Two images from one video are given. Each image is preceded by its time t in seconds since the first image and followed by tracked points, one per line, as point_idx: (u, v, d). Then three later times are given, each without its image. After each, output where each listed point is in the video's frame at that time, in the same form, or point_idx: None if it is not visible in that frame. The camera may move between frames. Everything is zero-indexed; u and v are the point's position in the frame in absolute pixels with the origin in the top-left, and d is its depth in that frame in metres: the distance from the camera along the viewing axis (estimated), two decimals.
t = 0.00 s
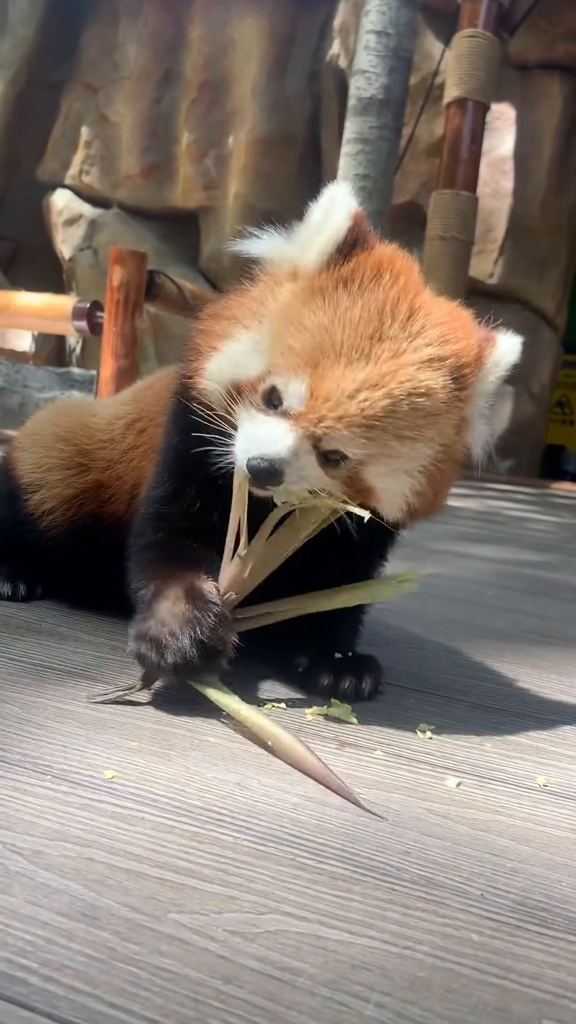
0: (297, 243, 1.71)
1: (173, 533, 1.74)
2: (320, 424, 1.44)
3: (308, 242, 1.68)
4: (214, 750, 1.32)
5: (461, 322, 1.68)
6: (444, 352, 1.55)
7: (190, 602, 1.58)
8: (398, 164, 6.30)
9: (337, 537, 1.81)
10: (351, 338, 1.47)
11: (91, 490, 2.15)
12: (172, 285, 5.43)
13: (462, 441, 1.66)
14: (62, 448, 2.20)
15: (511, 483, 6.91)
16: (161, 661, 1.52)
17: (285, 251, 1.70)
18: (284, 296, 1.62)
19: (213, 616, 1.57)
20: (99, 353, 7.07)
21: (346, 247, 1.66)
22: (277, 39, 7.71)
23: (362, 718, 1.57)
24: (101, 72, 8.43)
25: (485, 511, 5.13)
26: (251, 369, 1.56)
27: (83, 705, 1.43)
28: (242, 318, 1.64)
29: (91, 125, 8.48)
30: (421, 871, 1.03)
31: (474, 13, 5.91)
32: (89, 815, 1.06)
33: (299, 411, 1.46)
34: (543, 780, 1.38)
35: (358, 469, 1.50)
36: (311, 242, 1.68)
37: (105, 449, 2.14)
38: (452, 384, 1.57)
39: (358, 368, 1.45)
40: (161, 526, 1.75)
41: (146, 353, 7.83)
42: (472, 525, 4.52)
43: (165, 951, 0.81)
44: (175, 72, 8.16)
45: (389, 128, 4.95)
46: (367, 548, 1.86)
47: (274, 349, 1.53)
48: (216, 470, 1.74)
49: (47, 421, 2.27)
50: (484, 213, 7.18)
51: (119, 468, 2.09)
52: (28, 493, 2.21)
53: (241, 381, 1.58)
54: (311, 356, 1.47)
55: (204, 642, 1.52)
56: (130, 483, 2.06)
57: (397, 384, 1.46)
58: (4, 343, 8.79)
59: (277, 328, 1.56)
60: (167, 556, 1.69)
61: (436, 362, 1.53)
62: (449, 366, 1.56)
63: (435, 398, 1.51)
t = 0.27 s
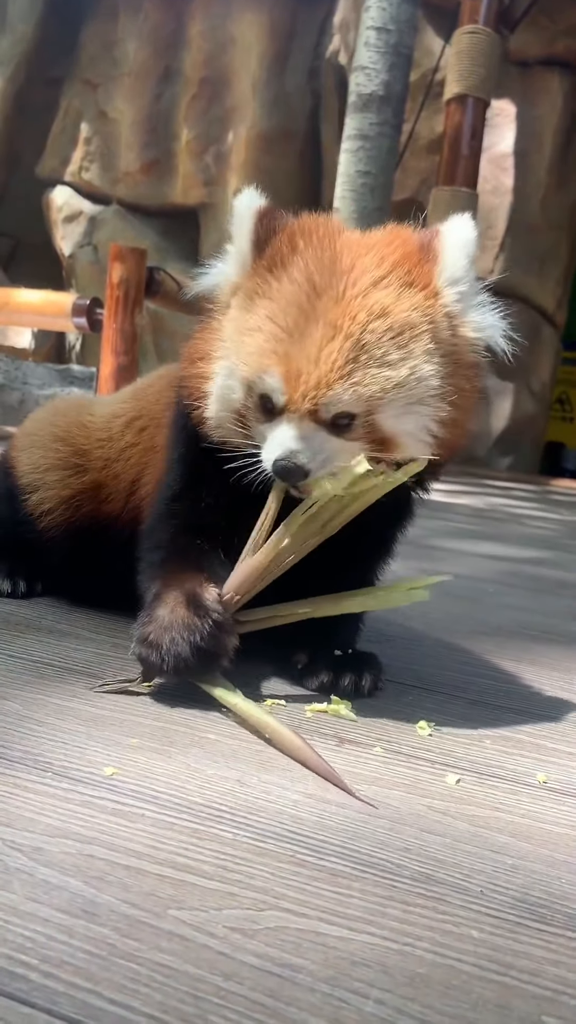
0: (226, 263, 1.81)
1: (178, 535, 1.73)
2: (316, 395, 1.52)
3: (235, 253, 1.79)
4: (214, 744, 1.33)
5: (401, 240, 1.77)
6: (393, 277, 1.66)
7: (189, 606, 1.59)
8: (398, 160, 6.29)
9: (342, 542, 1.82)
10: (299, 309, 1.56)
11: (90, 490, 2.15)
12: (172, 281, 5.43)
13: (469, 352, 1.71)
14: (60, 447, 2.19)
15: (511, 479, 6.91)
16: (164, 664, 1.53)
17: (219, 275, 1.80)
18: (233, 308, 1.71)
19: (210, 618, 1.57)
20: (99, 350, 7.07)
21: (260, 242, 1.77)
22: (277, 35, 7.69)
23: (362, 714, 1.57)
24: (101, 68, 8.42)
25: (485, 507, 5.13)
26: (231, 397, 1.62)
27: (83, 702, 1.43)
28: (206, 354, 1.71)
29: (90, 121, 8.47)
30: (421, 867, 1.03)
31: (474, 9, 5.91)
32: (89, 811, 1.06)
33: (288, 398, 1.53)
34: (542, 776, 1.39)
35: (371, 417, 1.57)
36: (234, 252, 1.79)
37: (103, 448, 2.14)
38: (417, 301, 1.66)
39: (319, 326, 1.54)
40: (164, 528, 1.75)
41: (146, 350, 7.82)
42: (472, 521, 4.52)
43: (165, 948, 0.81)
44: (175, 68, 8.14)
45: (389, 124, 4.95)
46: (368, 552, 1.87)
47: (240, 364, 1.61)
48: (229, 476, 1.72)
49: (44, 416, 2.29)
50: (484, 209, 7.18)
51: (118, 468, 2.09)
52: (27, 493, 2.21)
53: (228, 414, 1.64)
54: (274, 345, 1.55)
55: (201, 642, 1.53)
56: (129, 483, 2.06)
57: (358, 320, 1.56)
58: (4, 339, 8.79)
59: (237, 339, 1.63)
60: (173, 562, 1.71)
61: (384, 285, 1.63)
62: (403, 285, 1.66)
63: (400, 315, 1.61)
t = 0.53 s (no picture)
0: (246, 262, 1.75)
1: (182, 521, 1.69)
2: (395, 393, 1.53)
3: (258, 252, 1.72)
4: (214, 743, 1.33)
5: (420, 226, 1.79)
6: (434, 266, 1.68)
7: (185, 594, 1.57)
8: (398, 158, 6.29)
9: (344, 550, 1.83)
10: (359, 307, 1.54)
11: (91, 487, 2.15)
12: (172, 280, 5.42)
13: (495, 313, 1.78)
14: (63, 442, 2.20)
15: (511, 478, 6.91)
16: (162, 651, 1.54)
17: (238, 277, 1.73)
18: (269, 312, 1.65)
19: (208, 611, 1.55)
20: (98, 348, 7.06)
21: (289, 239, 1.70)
22: (277, 33, 7.69)
23: (362, 713, 1.57)
24: (99, 67, 8.42)
25: (484, 506, 5.13)
26: (288, 405, 1.59)
27: (83, 701, 1.43)
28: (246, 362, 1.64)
29: (89, 120, 8.46)
30: (420, 864, 1.03)
31: (473, 7, 5.91)
32: (89, 810, 1.06)
33: (366, 401, 1.52)
34: (541, 775, 1.39)
35: (437, 403, 1.62)
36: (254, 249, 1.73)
37: (106, 445, 2.14)
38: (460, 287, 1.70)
39: (385, 323, 1.54)
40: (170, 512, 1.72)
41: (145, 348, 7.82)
42: (472, 519, 4.53)
43: (165, 946, 0.81)
44: (174, 67, 8.14)
45: (389, 122, 4.94)
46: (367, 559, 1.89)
47: (298, 371, 1.57)
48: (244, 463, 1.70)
49: (46, 414, 2.30)
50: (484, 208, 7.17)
51: (120, 466, 2.09)
52: (28, 488, 2.21)
53: (282, 420, 1.61)
54: (339, 348, 1.53)
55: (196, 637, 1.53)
56: (132, 483, 2.06)
57: (420, 311, 1.57)
58: (3, 338, 8.79)
59: (288, 351, 1.58)
60: (170, 542, 1.67)
61: (430, 275, 1.64)
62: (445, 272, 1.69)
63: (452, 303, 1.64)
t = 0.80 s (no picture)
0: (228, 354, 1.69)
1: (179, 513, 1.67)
2: (404, 453, 1.49)
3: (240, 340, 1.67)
4: (213, 743, 1.33)
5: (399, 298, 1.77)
6: (420, 335, 1.66)
7: (182, 590, 1.57)
8: (396, 157, 6.29)
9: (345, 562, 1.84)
10: (353, 380, 1.51)
11: (90, 485, 2.13)
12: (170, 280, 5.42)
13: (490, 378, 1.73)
14: (65, 439, 2.19)
15: (510, 477, 6.90)
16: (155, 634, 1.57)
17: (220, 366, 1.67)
18: (259, 400, 1.59)
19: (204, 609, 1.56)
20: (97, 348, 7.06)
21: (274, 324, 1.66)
22: (275, 31, 7.68)
23: (362, 713, 1.57)
24: (97, 66, 8.42)
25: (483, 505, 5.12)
26: (293, 485, 1.53)
27: (82, 700, 1.43)
28: (239, 451, 1.57)
29: (87, 119, 8.46)
30: (420, 863, 1.03)
31: (471, 5, 5.90)
32: (88, 809, 1.06)
33: (376, 465, 1.47)
34: (541, 773, 1.39)
35: (446, 464, 1.57)
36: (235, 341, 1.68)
37: (106, 443, 2.13)
38: (449, 354, 1.67)
39: (382, 392, 1.51)
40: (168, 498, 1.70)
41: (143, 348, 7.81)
42: (472, 518, 4.52)
43: (164, 945, 0.81)
44: (172, 66, 8.14)
45: (387, 120, 4.94)
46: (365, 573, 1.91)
47: (299, 450, 1.50)
48: (239, 515, 1.63)
49: (51, 409, 2.30)
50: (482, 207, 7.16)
51: (119, 465, 2.08)
52: (29, 483, 2.20)
53: (288, 503, 1.55)
54: (339, 419, 1.49)
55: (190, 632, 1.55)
56: (129, 482, 2.04)
57: (413, 376, 1.55)
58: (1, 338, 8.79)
59: (286, 432, 1.53)
60: (167, 532, 1.67)
61: (416, 344, 1.63)
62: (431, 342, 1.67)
63: (442, 368, 1.62)
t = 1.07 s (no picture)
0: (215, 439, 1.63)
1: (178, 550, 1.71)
2: (403, 551, 1.47)
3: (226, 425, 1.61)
4: (211, 742, 1.33)
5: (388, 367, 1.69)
6: (413, 419, 1.59)
7: (187, 625, 1.61)
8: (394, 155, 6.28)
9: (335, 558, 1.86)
10: (346, 488, 1.47)
11: (86, 483, 2.14)
12: (168, 279, 5.41)
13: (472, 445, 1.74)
14: (61, 436, 2.19)
15: (510, 475, 6.89)
16: (151, 660, 1.59)
17: (206, 454, 1.62)
18: (255, 499, 1.58)
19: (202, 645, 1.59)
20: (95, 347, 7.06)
21: (264, 411, 1.58)
22: (272, 29, 7.68)
23: (360, 711, 1.57)
24: (94, 65, 8.41)
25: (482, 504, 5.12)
26: (290, 576, 1.56)
27: (81, 701, 1.43)
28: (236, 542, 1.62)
29: (85, 119, 8.46)
30: (419, 862, 1.03)
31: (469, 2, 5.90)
32: (87, 809, 1.06)
33: (374, 567, 1.47)
34: (540, 771, 1.39)
35: (438, 544, 1.57)
36: (221, 427, 1.62)
37: (102, 441, 2.13)
38: (438, 436, 1.62)
39: (377, 499, 1.47)
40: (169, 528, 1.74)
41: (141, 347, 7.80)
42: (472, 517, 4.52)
43: (163, 945, 0.81)
44: (169, 64, 8.13)
45: (385, 118, 4.93)
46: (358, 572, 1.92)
47: (296, 550, 1.52)
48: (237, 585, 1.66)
49: (47, 407, 2.29)
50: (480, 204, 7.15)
51: (114, 463, 2.08)
52: (25, 480, 2.19)
53: (285, 588, 1.58)
54: (335, 526, 1.47)
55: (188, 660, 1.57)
56: (123, 480, 2.05)
57: (406, 476, 1.50)
58: None
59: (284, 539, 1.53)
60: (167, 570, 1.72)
61: (410, 432, 1.57)
62: (421, 424, 1.60)
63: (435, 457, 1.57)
